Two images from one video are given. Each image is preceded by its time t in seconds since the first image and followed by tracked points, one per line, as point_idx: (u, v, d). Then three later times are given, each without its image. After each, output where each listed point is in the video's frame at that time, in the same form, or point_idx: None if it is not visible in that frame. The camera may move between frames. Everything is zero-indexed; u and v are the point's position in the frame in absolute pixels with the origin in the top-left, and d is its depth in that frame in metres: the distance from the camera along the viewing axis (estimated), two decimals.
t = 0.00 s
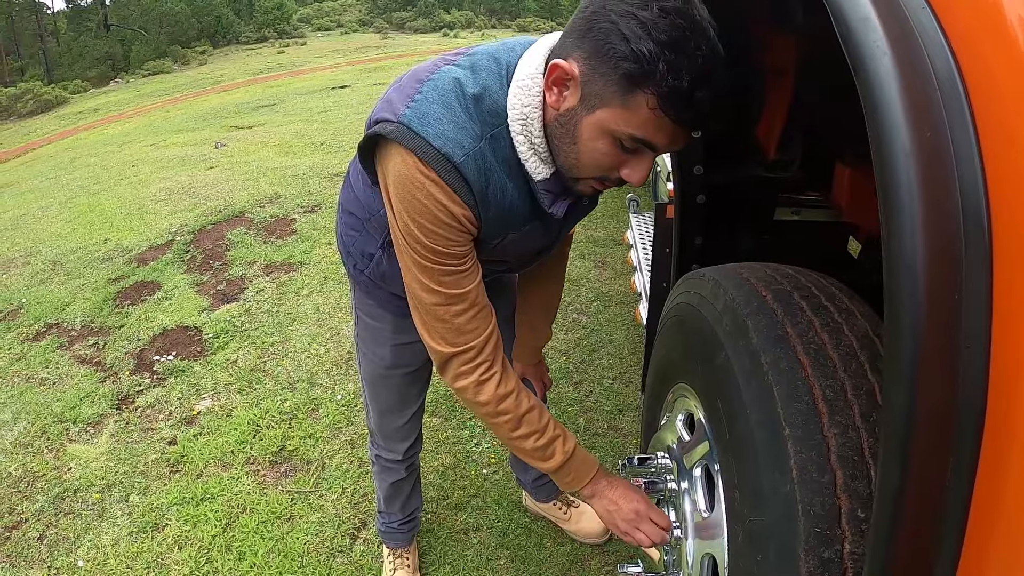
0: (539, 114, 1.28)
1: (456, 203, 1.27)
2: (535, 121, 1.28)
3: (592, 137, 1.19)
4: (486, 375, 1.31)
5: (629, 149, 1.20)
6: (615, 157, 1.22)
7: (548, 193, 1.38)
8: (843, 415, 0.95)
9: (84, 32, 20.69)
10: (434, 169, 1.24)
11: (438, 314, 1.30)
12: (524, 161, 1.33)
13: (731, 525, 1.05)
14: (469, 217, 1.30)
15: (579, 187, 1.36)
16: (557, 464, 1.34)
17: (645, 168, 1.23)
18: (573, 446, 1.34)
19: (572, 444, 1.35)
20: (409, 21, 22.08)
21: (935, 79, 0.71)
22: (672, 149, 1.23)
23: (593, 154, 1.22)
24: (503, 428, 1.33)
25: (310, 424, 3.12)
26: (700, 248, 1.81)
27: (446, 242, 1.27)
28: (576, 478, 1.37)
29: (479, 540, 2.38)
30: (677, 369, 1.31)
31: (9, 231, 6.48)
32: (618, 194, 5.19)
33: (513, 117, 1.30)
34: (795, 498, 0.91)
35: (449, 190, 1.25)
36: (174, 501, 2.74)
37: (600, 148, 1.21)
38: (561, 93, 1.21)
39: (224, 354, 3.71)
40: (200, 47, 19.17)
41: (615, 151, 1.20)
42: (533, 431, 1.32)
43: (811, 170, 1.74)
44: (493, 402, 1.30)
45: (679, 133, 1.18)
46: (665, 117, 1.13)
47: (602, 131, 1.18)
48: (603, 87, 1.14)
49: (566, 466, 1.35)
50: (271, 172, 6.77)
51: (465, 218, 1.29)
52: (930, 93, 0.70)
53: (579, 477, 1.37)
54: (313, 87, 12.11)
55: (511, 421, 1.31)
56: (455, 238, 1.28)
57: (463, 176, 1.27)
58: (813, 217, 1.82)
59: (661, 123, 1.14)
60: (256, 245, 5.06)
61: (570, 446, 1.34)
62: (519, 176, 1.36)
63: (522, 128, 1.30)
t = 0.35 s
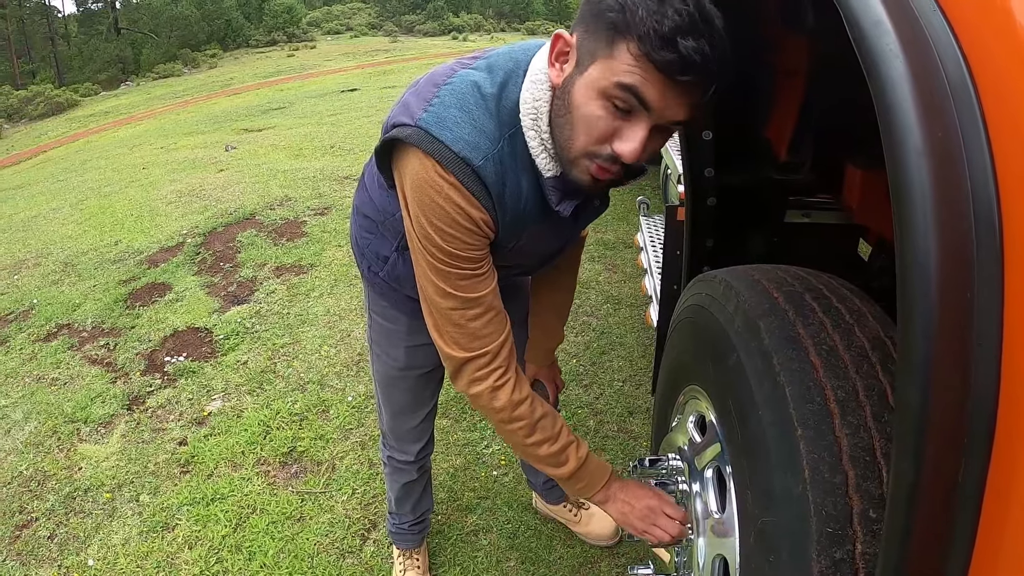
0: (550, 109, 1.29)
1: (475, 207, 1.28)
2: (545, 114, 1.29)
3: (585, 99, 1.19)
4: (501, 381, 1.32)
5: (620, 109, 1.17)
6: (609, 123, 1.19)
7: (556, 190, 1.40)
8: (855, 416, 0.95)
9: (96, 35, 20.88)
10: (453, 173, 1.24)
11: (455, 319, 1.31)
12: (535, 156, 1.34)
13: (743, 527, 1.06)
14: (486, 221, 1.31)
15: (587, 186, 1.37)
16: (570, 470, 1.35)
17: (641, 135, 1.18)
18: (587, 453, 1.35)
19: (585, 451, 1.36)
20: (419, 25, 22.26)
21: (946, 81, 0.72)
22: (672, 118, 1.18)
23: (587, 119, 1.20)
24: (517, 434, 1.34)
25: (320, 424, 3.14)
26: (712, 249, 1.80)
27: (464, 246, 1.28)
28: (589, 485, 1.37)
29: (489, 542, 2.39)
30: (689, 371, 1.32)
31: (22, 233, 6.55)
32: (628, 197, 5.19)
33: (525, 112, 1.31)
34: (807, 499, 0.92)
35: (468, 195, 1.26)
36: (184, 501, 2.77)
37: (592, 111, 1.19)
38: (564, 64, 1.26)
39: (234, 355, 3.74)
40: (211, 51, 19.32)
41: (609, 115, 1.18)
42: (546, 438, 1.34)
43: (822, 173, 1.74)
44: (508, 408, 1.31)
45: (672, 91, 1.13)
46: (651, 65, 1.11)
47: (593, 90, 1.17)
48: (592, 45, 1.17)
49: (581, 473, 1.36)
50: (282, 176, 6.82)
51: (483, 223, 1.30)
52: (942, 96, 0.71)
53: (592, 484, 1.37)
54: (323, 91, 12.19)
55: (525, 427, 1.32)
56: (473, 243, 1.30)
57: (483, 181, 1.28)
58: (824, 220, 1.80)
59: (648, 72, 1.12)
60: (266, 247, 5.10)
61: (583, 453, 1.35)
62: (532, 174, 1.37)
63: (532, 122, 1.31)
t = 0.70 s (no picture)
0: (552, 99, 1.31)
1: (482, 199, 1.28)
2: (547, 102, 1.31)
3: (585, 78, 1.20)
4: (516, 377, 1.32)
5: (619, 86, 1.18)
6: (609, 101, 1.19)
7: (558, 182, 1.40)
8: (858, 417, 0.96)
9: (100, 36, 20.93)
10: (458, 166, 1.25)
11: (466, 315, 1.31)
12: (538, 148, 1.34)
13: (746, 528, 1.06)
14: (493, 214, 1.32)
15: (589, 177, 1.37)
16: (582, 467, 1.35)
17: (643, 111, 1.18)
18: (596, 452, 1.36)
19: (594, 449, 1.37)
20: (423, 27, 22.33)
21: (948, 83, 0.72)
22: (674, 95, 1.18)
23: (587, 97, 1.21)
24: (530, 432, 1.34)
25: (323, 425, 3.15)
26: (715, 251, 1.81)
27: (473, 240, 1.29)
28: (599, 483, 1.38)
29: (491, 543, 2.39)
30: (692, 372, 1.32)
31: (25, 233, 6.57)
32: (631, 198, 5.20)
33: (528, 103, 1.33)
34: (809, 500, 0.92)
35: (475, 187, 1.27)
36: (187, 502, 2.77)
37: (593, 90, 1.20)
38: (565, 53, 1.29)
39: (237, 356, 3.74)
40: (214, 52, 19.38)
41: (608, 92, 1.19)
42: (560, 435, 1.34)
43: (824, 174, 1.75)
44: (524, 405, 1.31)
45: (671, 65, 1.14)
46: (649, 40, 1.13)
47: (593, 69, 1.19)
48: (592, 26, 1.19)
49: (592, 470, 1.36)
50: (285, 177, 6.83)
51: (490, 216, 1.31)
52: (944, 98, 0.71)
53: (602, 482, 1.38)
54: (327, 92, 12.21)
55: (538, 424, 1.32)
56: (480, 237, 1.30)
57: (490, 174, 1.29)
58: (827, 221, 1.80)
59: (645, 46, 1.13)
60: (269, 248, 5.11)
61: (593, 452, 1.36)
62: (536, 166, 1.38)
63: (536, 114, 1.32)
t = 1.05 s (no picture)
0: (558, 114, 1.29)
1: (467, 200, 1.28)
2: (553, 118, 1.29)
3: (612, 139, 1.20)
4: (473, 373, 1.31)
5: (648, 155, 1.20)
6: (634, 162, 1.22)
7: (564, 191, 1.39)
8: (857, 414, 0.95)
9: (96, 35, 20.86)
10: (449, 165, 1.25)
11: (435, 310, 1.30)
12: (541, 159, 1.33)
13: (745, 525, 1.05)
14: (479, 215, 1.31)
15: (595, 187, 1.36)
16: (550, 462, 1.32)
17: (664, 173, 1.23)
18: (568, 446, 1.31)
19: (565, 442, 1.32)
20: (420, 25, 22.37)
21: (949, 79, 0.72)
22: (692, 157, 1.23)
23: (612, 156, 1.22)
24: (491, 423, 1.33)
25: (321, 424, 3.14)
26: (713, 248, 1.82)
27: (451, 239, 1.28)
28: (574, 478, 1.33)
29: (490, 541, 2.39)
30: (691, 370, 1.32)
31: (22, 232, 6.55)
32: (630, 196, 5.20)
33: (531, 114, 1.31)
34: (809, 497, 0.92)
35: (463, 189, 1.27)
36: (185, 501, 2.76)
37: (619, 151, 1.21)
38: (584, 95, 1.21)
39: (235, 354, 3.74)
40: (211, 51, 19.34)
41: (635, 156, 1.21)
42: (523, 428, 1.31)
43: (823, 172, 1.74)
44: (478, 401, 1.30)
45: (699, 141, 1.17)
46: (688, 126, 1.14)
47: (622, 134, 1.18)
48: (627, 91, 1.14)
49: (561, 465, 1.32)
50: (282, 176, 6.83)
51: (475, 217, 1.30)
52: (945, 95, 0.71)
53: (578, 477, 1.33)
54: (324, 91, 12.20)
55: (500, 419, 1.31)
56: (463, 237, 1.29)
57: (478, 175, 1.28)
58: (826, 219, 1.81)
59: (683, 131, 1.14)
60: (267, 246, 5.10)
61: (565, 444, 1.31)
62: (535, 176, 1.37)
63: (539, 126, 1.30)
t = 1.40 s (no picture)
0: (544, 131, 1.28)
1: (459, 208, 1.28)
2: (539, 133, 1.28)
3: (598, 173, 1.23)
4: (466, 370, 1.29)
5: (631, 188, 1.24)
6: (617, 193, 1.26)
7: (542, 204, 1.39)
8: (849, 406, 0.95)
9: (82, 34, 20.67)
10: (439, 174, 1.25)
11: (428, 312, 1.30)
12: (523, 172, 1.32)
13: (739, 519, 1.05)
14: (469, 221, 1.31)
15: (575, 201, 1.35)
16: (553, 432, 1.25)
17: (645, 206, 1.28)
18: (568, 408, 1.26)
19: (564, 406, 1.26)
20: (408, 22, 22.30)
21: (937, 68, 0.72)
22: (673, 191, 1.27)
23: (597, 188, 1.26)
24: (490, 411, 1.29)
25: (313, 422, 3.13)
26: (704, 243, 1.80)
27: (443, 244, 1.28)
28: (584, 444, 1.25)
29: (484, 537, 2.39)
30: (682, 364, 1.31)
31: (10, 234, 6.49)
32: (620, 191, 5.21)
33: (517, 127, 1.30)
34: (802, 490, 0.91)
35: (453, 196, 1.27)
36: (178, 502, 2.75)
37: (604, 184, 1.25)
38: (571, 125, 1.23)
39: (226, 354, 3.72)
40: (198, 49, 19.21)
41: (618, 189, 1.25)
42: (520, 403, 1.27)
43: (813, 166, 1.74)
44: (471, 391, 1.29)
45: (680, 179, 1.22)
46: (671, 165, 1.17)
47: (608, 169, 1.22)
48: (616, 131, 1.17)
49: (567, 431, 1.25)
50: (272, 174, 6.79)
51: (466, 223, 1.30)
52: (934, 83, 0.70)
53: (587, 442, 1.25)
54: (312, 88, 12.14)
55: (496, 401, 1.27)
56: (454, 243, 1.29)
57: (467, 182, 1.28)
58: (813, 212, 1.81)
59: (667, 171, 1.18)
60: (257, 245, 5.07)
61: (565, 408, 1.26)
62: (520, 186, 1.36)
63: (525, 139, 1.29)
